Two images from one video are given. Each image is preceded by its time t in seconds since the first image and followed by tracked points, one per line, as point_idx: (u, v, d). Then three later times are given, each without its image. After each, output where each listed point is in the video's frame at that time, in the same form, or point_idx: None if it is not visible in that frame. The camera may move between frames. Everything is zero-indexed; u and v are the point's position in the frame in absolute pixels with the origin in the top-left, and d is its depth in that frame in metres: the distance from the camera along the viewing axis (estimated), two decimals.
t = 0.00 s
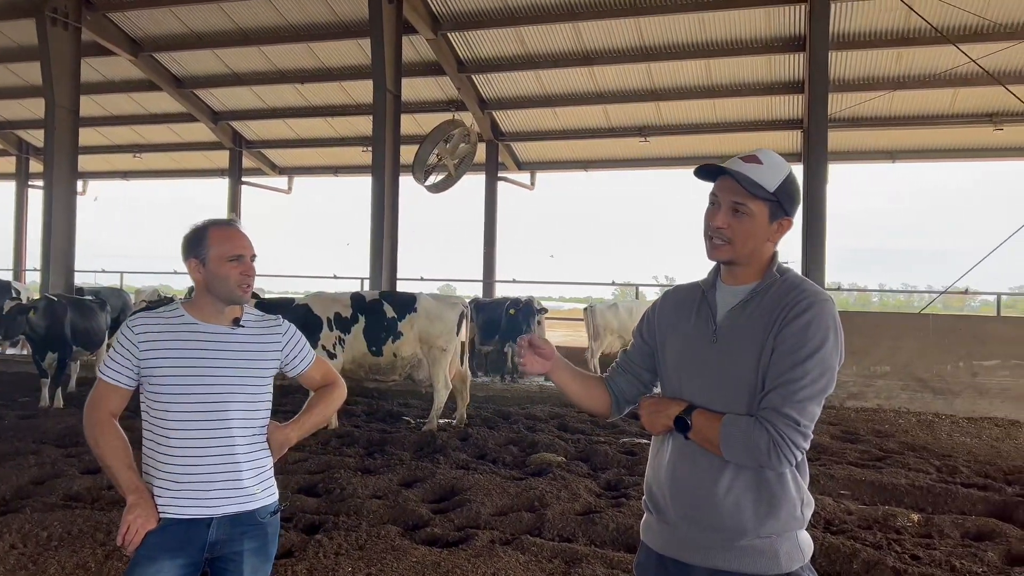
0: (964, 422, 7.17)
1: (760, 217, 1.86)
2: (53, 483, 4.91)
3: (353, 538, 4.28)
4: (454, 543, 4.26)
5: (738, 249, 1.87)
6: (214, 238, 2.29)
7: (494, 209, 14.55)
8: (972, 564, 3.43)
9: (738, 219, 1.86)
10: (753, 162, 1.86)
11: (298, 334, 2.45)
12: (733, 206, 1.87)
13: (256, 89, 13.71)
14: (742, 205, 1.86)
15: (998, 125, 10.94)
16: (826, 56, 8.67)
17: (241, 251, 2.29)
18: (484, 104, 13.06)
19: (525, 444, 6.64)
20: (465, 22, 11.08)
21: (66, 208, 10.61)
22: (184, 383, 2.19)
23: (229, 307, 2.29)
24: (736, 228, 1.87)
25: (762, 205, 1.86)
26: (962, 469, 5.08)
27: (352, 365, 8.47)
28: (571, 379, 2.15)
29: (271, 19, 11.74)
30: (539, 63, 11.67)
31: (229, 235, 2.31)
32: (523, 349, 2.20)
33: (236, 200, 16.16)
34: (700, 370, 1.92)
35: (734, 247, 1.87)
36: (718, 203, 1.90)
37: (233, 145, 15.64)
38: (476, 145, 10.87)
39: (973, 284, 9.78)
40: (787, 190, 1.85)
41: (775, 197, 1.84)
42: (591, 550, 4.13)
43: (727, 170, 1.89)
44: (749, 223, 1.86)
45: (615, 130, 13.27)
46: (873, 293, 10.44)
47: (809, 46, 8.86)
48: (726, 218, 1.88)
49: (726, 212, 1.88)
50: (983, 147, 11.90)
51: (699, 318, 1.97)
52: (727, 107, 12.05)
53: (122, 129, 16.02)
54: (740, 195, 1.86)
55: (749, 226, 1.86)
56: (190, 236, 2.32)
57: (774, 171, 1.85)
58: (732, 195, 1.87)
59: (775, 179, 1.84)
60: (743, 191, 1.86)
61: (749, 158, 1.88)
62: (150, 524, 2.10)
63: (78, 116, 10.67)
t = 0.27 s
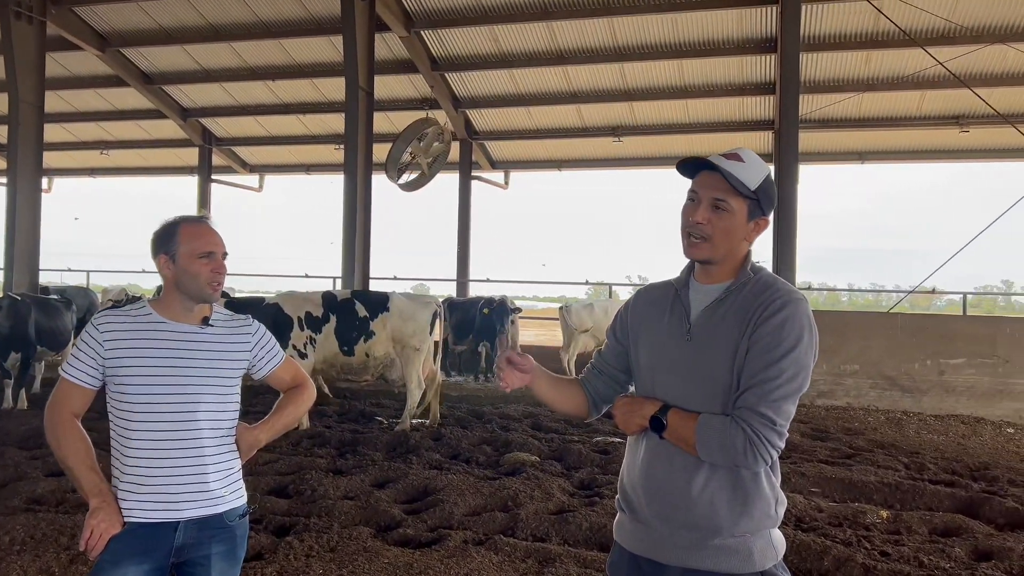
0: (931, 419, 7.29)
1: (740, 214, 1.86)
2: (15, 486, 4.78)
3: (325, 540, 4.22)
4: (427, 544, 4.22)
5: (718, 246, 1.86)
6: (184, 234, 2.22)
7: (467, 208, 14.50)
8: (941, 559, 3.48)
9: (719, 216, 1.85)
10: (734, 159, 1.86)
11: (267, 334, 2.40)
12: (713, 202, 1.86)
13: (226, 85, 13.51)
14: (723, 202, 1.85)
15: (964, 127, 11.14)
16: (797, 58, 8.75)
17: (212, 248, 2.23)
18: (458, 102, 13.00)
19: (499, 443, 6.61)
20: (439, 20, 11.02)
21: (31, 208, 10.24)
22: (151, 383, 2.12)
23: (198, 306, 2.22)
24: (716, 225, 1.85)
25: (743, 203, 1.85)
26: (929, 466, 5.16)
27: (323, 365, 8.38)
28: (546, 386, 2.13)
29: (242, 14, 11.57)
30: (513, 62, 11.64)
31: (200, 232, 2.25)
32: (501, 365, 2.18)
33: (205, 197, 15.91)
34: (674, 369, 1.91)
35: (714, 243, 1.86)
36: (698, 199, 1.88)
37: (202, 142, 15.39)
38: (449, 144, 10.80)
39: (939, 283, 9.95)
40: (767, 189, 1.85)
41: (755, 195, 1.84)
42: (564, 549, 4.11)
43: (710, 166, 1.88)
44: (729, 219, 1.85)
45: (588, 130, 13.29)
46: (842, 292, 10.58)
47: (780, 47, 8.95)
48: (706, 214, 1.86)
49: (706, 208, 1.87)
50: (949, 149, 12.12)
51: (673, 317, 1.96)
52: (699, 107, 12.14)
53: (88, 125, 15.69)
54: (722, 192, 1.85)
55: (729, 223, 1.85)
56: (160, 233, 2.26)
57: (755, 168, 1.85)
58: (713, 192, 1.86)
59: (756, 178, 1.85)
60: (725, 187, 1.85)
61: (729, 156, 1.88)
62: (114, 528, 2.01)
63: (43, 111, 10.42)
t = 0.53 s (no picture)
0: (902, 417, 7.40)
1: (720, 213, 1.86)
2: None
3: (299, 542, 4.16)
4: (403, 545, 4.19)
5: (698, 245, 1.86)
6: (159, 231, 2.17)
7: (443, 207, 14.45)
8: (913, 556, 3.52)
9: (699, 215, 1.85)
10: (714, 158, 1.86)
11: (241, 333, 2.36)
12: (693, 201, 1.85)
13: (198, 82, 13.32)
14: (702, 201, 1.85)
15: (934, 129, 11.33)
16: (771, 58, 8.84)
17: (187, 246, 2.18)
18: (434, 101, 12.94)
19: (475, 443, 6.59)
20: (415, 18, 10.97)
21: None
22: (120, 383, 2.07)
23: (171, 305, 2.17)
24: (696, 224, 1.85)
25: (722, 201, 1.85)
26: (901, 463, 5.23)
27: (298, 365, 8.30)
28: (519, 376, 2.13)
29: (214, 10, 11.41)
30: (489, 61, 11.62)
31: (175, 229, 2.20)
32: (468, 350, 2.16)
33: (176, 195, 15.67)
34: (656, 368, 1.90)
35: (695, 242, 1.86)
36: (678, 198, 1.87)
37: (174, 140, 15.17)
38: (425, 142, 10.75)
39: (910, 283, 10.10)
40: (746, 187, 1.85)
41: (735, 192, 1.84)
42: (541, 549, 4.10)
43: (688, 164, 1.87)
44: (709, 218, 1.85)
45: (564, 129, 13.30)
46: (815, 292, 10.70)
47: (755, 48, 9.02)
48: (686, 213, 1.86)
49: (686, 207, 1.87)
50: (919, 151, 12.32)
51: (654, 316, 1.95)
52: (674, 107, 12.21)
53: (56, 121, 15.38)
54: (702, 190, 1.85)
55: (709, 222, 1.85)
56: (134, 230, 2.21)
57: (734, 167, 1.85)
58: (692, 190, 1.86)
59: (735, 176, 1.85)
60: (704, 185, 1.85)
61: (709, 154, 1.88)
62: (84, 532, 1.96)
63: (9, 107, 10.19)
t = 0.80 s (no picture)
0: (875, 415, 7.49)
1: (694, 210, 1.85)
2: None
3: (273, 543, 4.11)
4: (379, 545, 4.15)
5: (673, 242, 1.85)
6: (130, 227, 2.12)
7: (420, 206, 14.38)
8: (886, 552, 3.56)
9: (672, 212, 1.84)
10: (687, 154, 1.85)
11: (214, 330, 2.31)
12: (666, 198, 1.85)
13: (171, 78, 13.13)
14: (676, 198, 1.84)
15: (906, 130, 11.49)
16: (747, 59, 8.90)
17: (159, 243, 2.13)
18: (410, 99, 12.87)
19: (452, 442, 6.56)
20: (391, 15, 10.90)
21: None
22: (88, 381, 2.02)
23: (142, 302, 2.12)
24: (670, 221, 1.85)
25: (696, 197, 1.84)
26: (874, 461, 5.29)
27: (272, 365, 8.20)
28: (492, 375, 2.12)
29: (187, 5, 11.25)
30: (466, 59, 11.58)
31: (147, 225, 2.15)
32: (433, 349, 2.15)
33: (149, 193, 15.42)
34: (634, 365, 1.90)
35: (669, 240, 1.85)
36: (652, 195, 1.87)
37: (146, 137, 14.93)
38: (402, 140, 10.69)
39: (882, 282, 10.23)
40: (720, 183, 1.84)
41: (708, 188, 1.83)
42: (518, 548, 4.09)
43: (661, 161, 1.87)
44: (682, 215, 1.84)
45: (541, 129, 13.29)
46: (789, 291, 10.81)
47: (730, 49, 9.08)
48: (660, 210, 1.85)
49: (660, 204, 1.86)
50: (891, 152, 12.50)
51: (633, 313, 1.94)
52: (651, 107, 12.26)
53: (24, 118, 15.07)
54: (674, 187, 1.84)
55: (682, 219, 1.84)
56: (104, 225, 2.15)
57: (706, 163, 1.84)
58: (665, 187, 1.85)
59: (707, 172, 1.84)
60: (677, 182, 1.84)
61: (683, 150, 1.87)
62: (50, 534, 1.92)
63: None
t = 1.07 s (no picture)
0: (849, 413, 7.58)
1: (663, 206, 1.84)
2: None
3: (248, 544, 4.05)
4: (356, 546, 4.11)
5: (642, 238, 1.85)
6: (101, 223, 2.07)
7: (398, 205, 14.30)
8: (861, 549, 3.59)
9: (639, 208, 1.84)
10: (656, 150, 1.85)
11: (188, 329, 2.25)
12: (634, 194, 1.84)
13: (144, 75, 12.93)
14: (643, 194, 1.83)
15: (880, 131, 11.63)
16: (724, 60, 8.95)
17: (131, 240, 2.07)
18: (388, 97, 12.79)
19: (430, 442, 6.52)
20: (368, 13, 10.83)
21: None
22: (57, 380, 1.97)
23: (113, 300, 2.06)
24: (637, 217, 1.85)
25: (663, 193, 1.83)
26: (849, 458, 5.34)
27: (247, 364, 8.10)
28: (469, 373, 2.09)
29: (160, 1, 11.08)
30: (444, 57, 11.54)
31: (118, 222, 2.09)
32: (406, 346, 2.12)
33: (122, 191, 15.17)
34: (611, 363, 1.89)
35: (638, 236, 1.85)
36: (621, 192, 1.87)
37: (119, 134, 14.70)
38: (379, 139, 10.59)
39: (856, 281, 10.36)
40: (688, 179, 1.82)
41: (676, 184, 1.82)
42: (496, 548, 4.07)
43: (629, 158, 1.87)
44: (651, 211, 1.83)
45: (520, 128, 13.27)
46: (765, 291, 10.91)
47: (708, 49, 9.13)
48: (628, 207, 1.85)
49: (628, 201, 1.86)
50: (865, 153, 12.65)
51: (610, 311, 1.94)
52: (629, 107, 12.30)
53: None
54: (641, 183, 1.84)
55: (650, 215, 1.84)
56: (74, 221, 2.10)
57: (675, 159, 1.83)
58: (633, 183, 1.85)
59: (675, 167, 1.83)
60: (644, 178, 1.83)
61: (653, 148, 1.87)
62: (18, 538, 1.89)
63: None
